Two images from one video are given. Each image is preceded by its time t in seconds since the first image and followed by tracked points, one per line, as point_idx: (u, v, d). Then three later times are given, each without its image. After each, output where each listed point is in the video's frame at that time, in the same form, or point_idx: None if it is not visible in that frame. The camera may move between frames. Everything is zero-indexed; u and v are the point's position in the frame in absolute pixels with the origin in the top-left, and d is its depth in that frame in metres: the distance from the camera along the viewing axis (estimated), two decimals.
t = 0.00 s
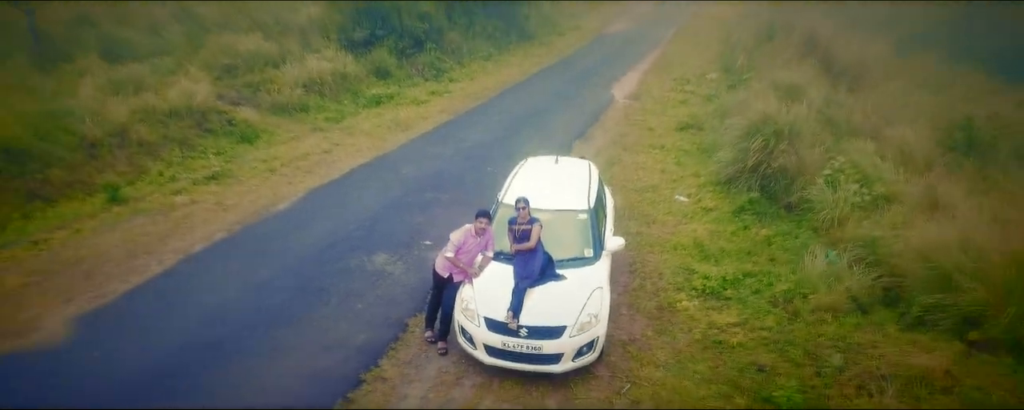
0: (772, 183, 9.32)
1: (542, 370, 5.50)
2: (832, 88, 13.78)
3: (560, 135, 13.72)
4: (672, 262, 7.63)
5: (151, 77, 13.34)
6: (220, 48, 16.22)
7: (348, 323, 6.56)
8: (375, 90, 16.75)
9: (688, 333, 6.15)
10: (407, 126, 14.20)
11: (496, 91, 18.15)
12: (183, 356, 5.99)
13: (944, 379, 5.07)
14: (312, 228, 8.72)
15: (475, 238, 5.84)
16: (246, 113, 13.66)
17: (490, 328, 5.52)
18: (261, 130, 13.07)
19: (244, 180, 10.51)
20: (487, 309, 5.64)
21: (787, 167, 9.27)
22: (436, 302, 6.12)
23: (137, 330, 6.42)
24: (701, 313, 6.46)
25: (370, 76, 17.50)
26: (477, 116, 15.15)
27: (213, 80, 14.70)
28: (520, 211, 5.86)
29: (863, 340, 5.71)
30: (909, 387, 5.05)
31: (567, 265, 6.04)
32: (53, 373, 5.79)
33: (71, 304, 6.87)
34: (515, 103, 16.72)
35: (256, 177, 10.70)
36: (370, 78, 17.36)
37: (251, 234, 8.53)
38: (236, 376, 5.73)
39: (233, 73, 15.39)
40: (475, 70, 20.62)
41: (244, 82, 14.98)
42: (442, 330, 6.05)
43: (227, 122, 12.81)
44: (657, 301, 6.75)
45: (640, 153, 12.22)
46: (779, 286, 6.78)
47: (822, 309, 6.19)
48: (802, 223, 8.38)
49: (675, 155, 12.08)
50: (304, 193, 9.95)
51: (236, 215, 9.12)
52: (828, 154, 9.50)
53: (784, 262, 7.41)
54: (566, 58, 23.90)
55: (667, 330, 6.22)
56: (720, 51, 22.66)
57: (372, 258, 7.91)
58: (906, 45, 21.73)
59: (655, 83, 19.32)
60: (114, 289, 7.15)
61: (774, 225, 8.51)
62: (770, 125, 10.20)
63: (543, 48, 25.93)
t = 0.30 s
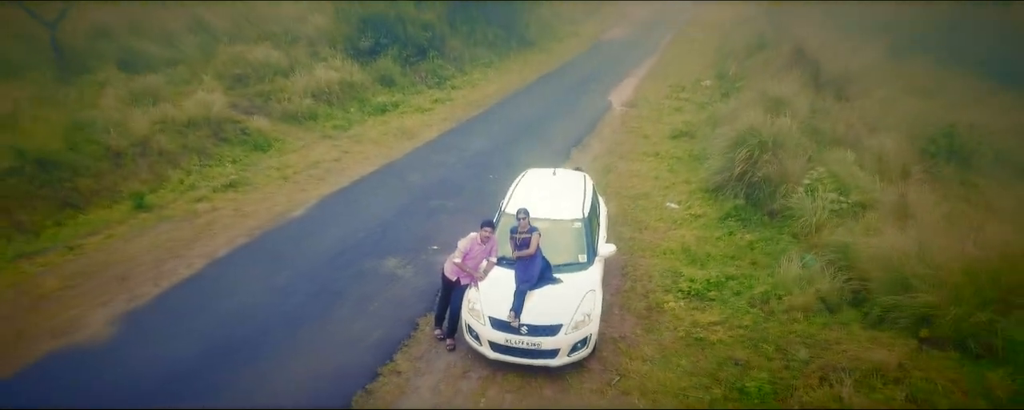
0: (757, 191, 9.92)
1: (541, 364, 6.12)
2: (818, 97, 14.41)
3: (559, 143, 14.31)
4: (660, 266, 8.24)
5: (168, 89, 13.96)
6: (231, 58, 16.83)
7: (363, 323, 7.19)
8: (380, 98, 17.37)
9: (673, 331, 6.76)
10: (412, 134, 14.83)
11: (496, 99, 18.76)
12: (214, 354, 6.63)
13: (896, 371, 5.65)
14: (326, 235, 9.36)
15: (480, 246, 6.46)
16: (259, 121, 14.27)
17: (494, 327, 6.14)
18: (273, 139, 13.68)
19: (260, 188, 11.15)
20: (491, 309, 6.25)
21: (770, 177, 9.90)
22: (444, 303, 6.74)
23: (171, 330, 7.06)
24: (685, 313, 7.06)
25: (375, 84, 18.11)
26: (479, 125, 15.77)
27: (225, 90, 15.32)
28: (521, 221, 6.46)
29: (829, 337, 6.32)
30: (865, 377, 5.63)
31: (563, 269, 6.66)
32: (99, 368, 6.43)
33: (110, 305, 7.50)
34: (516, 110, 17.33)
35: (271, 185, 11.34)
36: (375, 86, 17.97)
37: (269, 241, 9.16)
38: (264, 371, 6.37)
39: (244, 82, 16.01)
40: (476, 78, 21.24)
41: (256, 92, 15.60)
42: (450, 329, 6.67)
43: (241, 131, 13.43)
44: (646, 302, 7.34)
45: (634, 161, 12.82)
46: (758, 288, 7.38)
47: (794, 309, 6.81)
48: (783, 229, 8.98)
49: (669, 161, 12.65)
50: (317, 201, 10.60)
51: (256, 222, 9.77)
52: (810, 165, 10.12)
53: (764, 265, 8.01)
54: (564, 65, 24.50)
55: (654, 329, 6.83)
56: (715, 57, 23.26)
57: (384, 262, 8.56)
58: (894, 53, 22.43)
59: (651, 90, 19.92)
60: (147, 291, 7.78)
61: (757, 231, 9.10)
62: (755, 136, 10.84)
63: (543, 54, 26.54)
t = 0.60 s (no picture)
0: (740, 195, 10.62)
1: (538, 353, 6.83)
2: (804, 105, 15.14)
3: (557, 148, 15.00)
4: (649, 265, 8.93)
5: (185, 97, 14.66)
6: (242, 66, 17.52)
7: (376, 317, 7.93)
8: (386, 104, 18.08)
9: (658, 324, 7.46)
10: (417, 140, 15.55)
11: (497, 105, 19.45)
12: (241, 345, 7.34)
13: (851, 357, 6.36)
14: (339, 237, 10.09)
15: (483, 246, 7.19)
16: (271, 128, 14.97)
17: (495, 319, 6.85)
18: (285, 144, 14.39)
19: (276, 193, 11.89)
20: (493, 303, 6.97)
21: (752, 182, 10.61)
22: (451, 298, 7.45)
23: (200, 325, 7.77)
24: (669, 308, 7.75)
25: (381, 90, 18.81)
26: (480, 130, 16.47)
27: (238, 97, 16.01)
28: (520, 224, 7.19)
29: (796, 329, 7.03)
30: (823, 363, 6.33)
31: (558, 268, 7.38)
32: (137, 357, 7.13)
33: (145, 301, 8.21)
34: (515, 116, 18.03)
35: (286, 189, 12.07)
36: (381, 92, 18.67)
37: (286, 243, 9.87)
38: (286, 361, 7.08)
39: (256, 90, 16.71)
40: (478, 83, 21.94)
41: (267, 99, 16.31)
42: (456, 321, 7.38)
43: (255, 137, 14.13)
44: (635, 298, 8.04)
45: (628, 166, 13.52)
46: (735, 285, 8.08)
47: (766, 304, 7.51)
48: (763, 230, 9.68)
49: (661, 166, 13.32)
50: (329, 205, 11.32)
51: (273, 224, 10.51)
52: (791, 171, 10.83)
53: (743, 265, 8.73)
54: (563, 70, 25.17)
55: (641, 322, 7.53)
56: (709, 63, 23.95)
57: (394, 262, 9.31)
58: (882, 61, 23.25)
59: (646, 96, 20.58)
60: (178, 288, 8.52)
61: (740, 233, 9.78)
62: (739, 145, 11.63)
63: (542, 59, 27.20)
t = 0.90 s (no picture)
0: (726, 196, 11.31)
1: (536, 339, 7.54)
2: (789, 110, 15.92)
3: (555, 151, 15.72)
4: (638, 260, 9.64)
5: (200, 103, 15.37)
6: (253, 72, 18.23)
7: (386, 308, 8.66)
8: (390, 108, 18.80)
9: (645, 313, 8.17)
10: (421, 143, 16.27)
11: (497, 109, 20.17)
12: (262, 334, 8.02)
13: (815, 342, 7.07)
14: (350, 236, 10.80)
15: (485, 243, 7.92)
16: (281, 131, 15.64)
17: (497, 308, 7.56)
18: (295, 147, 15.09)
19: (289, 194, 12.61)
20: (495, 294, 7.69)
21: (736, 184, 11.32)
22: (456, 291, 8.16)
23: (225, 315, 8.46)
24: (655, 300, 8.47)
25: (385, 95, 19.54)
26: (481, 134, 17.20)
27: (249, 102, 16.70)
28: (519, 223, 7.90)
29: (768, 317, 7.74)
30: (791, 346, 7.03)
31: (553, 263, 8.12)
32: (169, 345, 7.80)
33: (174, 294, 8.91)
34: (515, 120, 18.75)
35: (298, 190, 12.80)
36: (385, 97, 19.40)
37: (300, 241, 10.59)
38: (304, 348, 7.76)
39: (266, 95, 17.41)
40: (479, 88, 22.67)
41: (277, 103, 17.04)
42: (461, 311, 8.10)
43: (267, 141, 14.82)
44: (624, 291, 8.74)
45: (622, 168, 14.22)
46: (717, 278, 8.77)
47: (743, 294, 8.22)
48: (746, 228, 10.39)
49: (653, 168, 14.00)
50: (340, 206, 12.05)
51: (288, 224, 11.23)
52: (774, 174, 11.54)
53: (725, 260, 9.44)
54: (561, 74, 25.89)
55: (629, 312, 8.24)
56: (703, 67, 24.67)
57: (402, 258, 10.05)
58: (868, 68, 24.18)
59: (642, 99, 21.29)
60: (204, 282, 9.22)
61: (724, 230, 10.48)
62: (724, 149, 12.43)
63: (541, 63, 27.93)
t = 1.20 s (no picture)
0: (712, 195, 12.12)
1: (535, 325, 8.36)
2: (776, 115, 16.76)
3: (553, 153, 16.52)
4: (630, 255, 10.44)
5: (216, 107, 16.19)
6: (264, 77, 19.04)
7: (398, 297, 9.49)
8: (396, 111, 19.60)
9: (634, 302, 8.98)
10: (426, 145, 17.08)
11: (498, 112, 20.98)
12: (286, 321, 8.83)
13: (785, 325, 7.89)
14: (362, 233, 11.63)
15: (489, 238, 8.76)
16: (293, 133, 16.44)
17: (500, 296, 8.38)
18: (307, 150, 15.88)
19: (304, 194, 13.43)
20: (498, 284, 8.50)
21: (722, 184, 12.14)
22: (462, 281, 8.98)
23: (250, 304, 9.27)
24: (644, 290, 9.27)
25: (391, 99, 20.34)
26: (483, 137, 18.00)
27: (262, 106, 17.51)
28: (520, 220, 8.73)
29: (745, 304, 8.55)
30: (763, 329, 7.83)
31: (551, 256, 8.94)
32: (201, 330, 8.60)
33: (204, 285, 9.73)
34: (515, 123, 19.55)
35: (312, 190, 13.61)
36: (391, 101, 20.19)
37: (316, 238, 11.40)
38: (325, 333, 8.58)
39: (278, 99, 18.22)
40: (480, 91, 23.47)
41: (288, 107, 17.84)
42: (467, 300, 8.92)
43: (280, 143, 15.62)
44: (616, 282, 9.55)
45: (617, 169, 15.01)
46: (701, 270, 9.60)
47: (723, 285, 9.04)
48: (730, 225, 11.19)
49: (646, 169, 14.80)
50: (351, 205, 12.86)
51: (305, 222, 12.06)
52: (757, 175, 12.37)
53: (708, 254, 10.25)
54: (560, 77, 26.68)
55: (620, 301, 9.05)
56: (697, 71, 25.49)
57: (411, 253, 10.88)
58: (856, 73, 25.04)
59: (638, 103, 22.08)
60: (230, 274, 10.05)
61: (710, 227, 11.27)
62: (712, 152, 13.26)
63: (540, 66, 28.73)
